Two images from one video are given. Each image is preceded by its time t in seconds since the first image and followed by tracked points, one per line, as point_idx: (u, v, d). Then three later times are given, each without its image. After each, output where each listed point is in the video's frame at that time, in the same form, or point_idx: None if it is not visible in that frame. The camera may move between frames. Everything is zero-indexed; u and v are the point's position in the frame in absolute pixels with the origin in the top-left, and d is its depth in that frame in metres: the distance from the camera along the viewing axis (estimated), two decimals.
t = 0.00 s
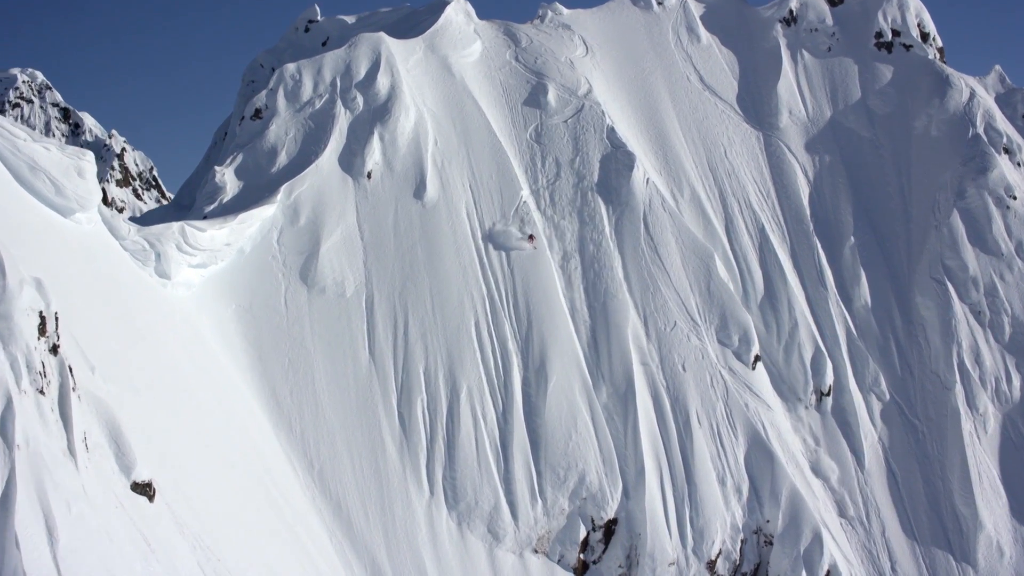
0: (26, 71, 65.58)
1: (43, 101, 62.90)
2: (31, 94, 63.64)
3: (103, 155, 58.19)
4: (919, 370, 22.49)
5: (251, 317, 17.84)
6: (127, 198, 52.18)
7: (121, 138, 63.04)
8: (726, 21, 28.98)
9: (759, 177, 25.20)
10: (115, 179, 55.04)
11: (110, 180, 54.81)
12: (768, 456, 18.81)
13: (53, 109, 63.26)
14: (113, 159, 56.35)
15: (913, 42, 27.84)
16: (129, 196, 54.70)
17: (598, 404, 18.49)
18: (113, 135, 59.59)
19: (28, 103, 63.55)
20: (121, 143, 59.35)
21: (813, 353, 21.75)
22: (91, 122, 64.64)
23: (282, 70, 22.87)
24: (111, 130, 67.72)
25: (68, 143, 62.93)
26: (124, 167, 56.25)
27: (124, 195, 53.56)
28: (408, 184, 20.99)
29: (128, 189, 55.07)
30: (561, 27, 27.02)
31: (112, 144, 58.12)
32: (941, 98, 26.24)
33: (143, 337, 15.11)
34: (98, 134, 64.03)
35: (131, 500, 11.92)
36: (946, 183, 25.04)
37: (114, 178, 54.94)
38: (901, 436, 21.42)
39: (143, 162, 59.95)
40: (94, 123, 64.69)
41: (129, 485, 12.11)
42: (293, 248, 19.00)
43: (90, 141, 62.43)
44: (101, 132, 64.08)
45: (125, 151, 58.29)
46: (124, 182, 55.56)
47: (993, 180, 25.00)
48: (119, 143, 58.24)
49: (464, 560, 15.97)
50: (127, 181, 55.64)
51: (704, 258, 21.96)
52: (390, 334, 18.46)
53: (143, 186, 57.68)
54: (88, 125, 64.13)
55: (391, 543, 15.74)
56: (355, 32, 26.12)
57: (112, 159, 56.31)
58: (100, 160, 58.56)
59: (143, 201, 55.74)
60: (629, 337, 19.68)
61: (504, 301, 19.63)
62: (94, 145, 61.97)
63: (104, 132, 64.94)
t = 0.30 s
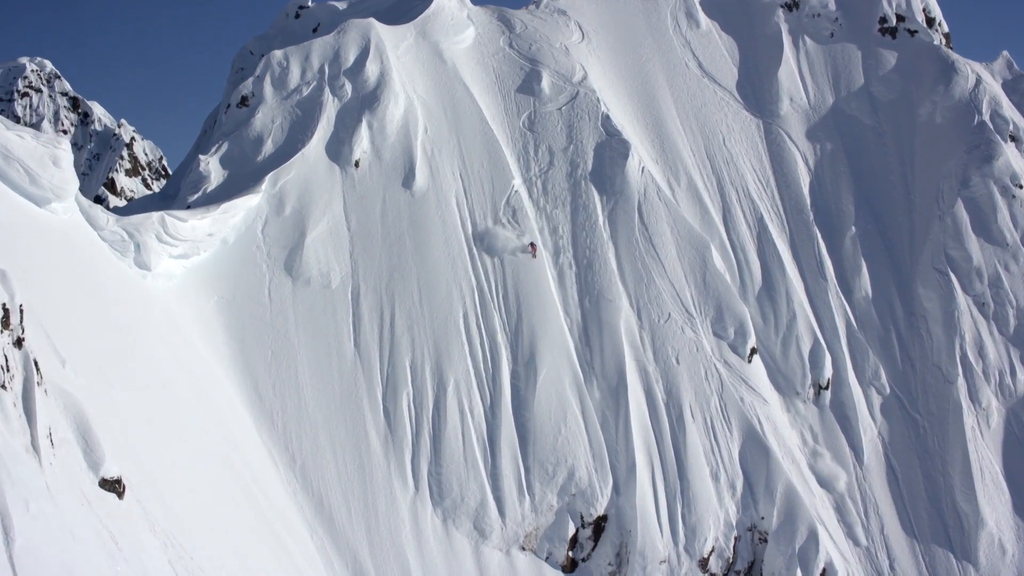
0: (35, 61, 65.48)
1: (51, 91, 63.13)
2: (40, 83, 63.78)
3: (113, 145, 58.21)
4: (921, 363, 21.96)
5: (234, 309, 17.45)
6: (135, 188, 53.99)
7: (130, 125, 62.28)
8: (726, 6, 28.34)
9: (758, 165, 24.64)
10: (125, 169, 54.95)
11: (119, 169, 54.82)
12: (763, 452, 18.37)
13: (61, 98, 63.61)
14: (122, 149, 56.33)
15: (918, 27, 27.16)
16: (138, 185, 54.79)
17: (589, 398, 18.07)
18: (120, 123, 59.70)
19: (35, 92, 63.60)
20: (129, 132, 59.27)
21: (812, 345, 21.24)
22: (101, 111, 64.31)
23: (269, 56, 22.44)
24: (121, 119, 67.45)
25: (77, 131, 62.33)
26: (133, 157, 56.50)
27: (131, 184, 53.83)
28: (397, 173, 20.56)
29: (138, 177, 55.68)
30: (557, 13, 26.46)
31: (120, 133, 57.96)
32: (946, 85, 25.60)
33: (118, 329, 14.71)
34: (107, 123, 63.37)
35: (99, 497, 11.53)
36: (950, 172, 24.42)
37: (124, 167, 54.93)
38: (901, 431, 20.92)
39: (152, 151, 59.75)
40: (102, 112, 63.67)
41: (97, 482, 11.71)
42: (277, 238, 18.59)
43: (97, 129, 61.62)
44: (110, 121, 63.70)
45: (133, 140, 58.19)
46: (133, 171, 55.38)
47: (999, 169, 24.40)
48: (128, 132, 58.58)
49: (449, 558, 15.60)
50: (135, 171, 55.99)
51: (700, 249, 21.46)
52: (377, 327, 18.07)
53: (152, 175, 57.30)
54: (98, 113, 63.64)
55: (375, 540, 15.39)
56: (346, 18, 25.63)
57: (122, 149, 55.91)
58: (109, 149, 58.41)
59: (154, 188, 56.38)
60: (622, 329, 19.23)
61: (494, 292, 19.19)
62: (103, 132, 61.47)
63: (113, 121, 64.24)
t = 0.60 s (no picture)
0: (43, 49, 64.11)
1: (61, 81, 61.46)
2: (49, 73, 61.92)
3: (123, 136, 58.26)
4: (923, 356, 21.48)
5: (218, 301, 17.10)
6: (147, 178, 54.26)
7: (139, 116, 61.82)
8: None
9: (757, 155, 24.14)
10: (134, 159, 54.91)
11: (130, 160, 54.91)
12: (759, 447, 18.00)
13: (71, 88, 61.95)
14: (132, 140, 56.33)
15: (923, 14, 26.58)
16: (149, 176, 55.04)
17: (581, 392, 17.71)
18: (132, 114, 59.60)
19: (44, 82, 61.88)
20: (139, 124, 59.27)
21: (811, 338, 20.76)
22: (111, 101, 63.98)
23: (257, 44, 22.12)
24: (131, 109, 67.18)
25: (87, 122, 61.44)
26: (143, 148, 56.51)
27: (141, 174, 53.28)
28: (388, 163, 20.18)
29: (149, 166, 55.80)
30: None
31: (131, 126, 57.94)
32: (951, 73, 25.02)
33: (95, 324, 14.32)
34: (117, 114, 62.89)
35: (71, 494, 11.13)
36: (954, 160, 23.86)
37: (134, 157, 54.78)
38: (902, 426, 20.49)
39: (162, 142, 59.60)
40: (113, 103, 63.35)
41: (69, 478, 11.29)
42: (264, 229, 18.25)
43: (108, 120, 61.05)
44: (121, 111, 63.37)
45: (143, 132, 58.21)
46: (144, 161, 54.95)
47: (1004, 158, 23.82)
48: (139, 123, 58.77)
49: (436, 556, 15.29)
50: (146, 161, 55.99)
51: (696, 240, 21.03)
52: (364, 320, 17.74)
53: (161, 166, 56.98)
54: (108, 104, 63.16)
55: (360, 536, 15.10)
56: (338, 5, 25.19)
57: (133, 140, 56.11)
58: (121, 140, 58.44)
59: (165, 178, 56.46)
60: (616, 322, 18.83)
61: (485, 284, 18.83)
62: (112, 123, 61.11)
63: (123, 112, 63.94)
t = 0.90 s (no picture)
0: (54, 40, 63.13)
1: (72, 69, 61.02)
2: (59, 63, 61.22)
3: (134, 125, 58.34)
4: (925, 349, 21.01)
5: (202, 292, 16.76)
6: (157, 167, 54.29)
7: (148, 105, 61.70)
8: None
9: (758, 142, 23.63)
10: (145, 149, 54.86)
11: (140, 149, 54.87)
12: (756, 441, 17.62)
13: (81, 78, 61.65)
14: (143, 129, 56.23)
15: None
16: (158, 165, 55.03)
17: (573, 385, 17.36)
18: (142, 105, 59.52)
19: (54, 70, 60.94)
20: (148, 113, 59.28)
21: (811, 330, 20.28)
22: (121, 90, 63.77)
23: (247, 31, 21.77)
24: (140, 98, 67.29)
25: (97, 110, 60.84)
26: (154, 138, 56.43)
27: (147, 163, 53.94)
28: (378, 151, 19.80)
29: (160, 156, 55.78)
30: None
31: (142, 115, 57.80)
32: (958, 59, 24.41)
33: (74, 313, 13.88)
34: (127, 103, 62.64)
35: (42, 490, 10.66)
36: (959, 148, 23.29)
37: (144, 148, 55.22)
38: (903, 420, 20.07)
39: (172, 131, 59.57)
40: (123, 92, 63.27)
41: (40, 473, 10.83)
42: (251, 219, 17.92)
43: (118, 109, 60.84)
44: (130, 100, 63.47)
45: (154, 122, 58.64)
46: (154, 149, 55.03)
47: (1011, 146, 23.24)
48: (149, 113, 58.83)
49: (422, 552, 14.98)
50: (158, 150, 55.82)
51: (693, 229, 20.58)
52: (352, 311, 17.42)
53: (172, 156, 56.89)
54: (117, 92, 62.89)
55: (345, 532, 14.81)
56: None
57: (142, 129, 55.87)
58: (132, 130, 58.24)
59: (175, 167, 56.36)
60: (610, 313, 18.44)
61: (476, 274, 18.47)
62: (123, 113, 60.97)
63: (134, 101, 63.88)
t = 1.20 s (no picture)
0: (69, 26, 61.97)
1: (84, 54, 59.43)
2: (72, 48, 59.76)
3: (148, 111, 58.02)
4: (929, 338, 20.56)
5: (190, 278, 16.42)
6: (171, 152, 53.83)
7: (164, 92, 61.48)
8: None
9: (761, 127, 23.06)
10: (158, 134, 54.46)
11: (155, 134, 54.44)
12: (753, 432, 17.25)
13: (94, 64, 60.33)
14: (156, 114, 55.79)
15: None
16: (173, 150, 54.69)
17: (567, 374, 17.02)
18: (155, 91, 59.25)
19: (68, 57, 59.50)
20: (162, 99, 58.94)
21: (812, 318, 19.80)
22: (134, 76, 63.44)
23: (238, 13, 21.36)
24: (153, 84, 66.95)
25: (110, 97, 60.25)
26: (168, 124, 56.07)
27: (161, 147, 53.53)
28: (371, 136, 19.41)
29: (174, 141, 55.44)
30: None
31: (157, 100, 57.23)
32: (966, 41, 23.72)
33: (54, 299, 13.58)
34: (140, 89, 62.25)
35: (14, 481, 10.38)
36: (966, 132, 22.68)
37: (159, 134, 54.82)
38: (906, 410, 19.65)
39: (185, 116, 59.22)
40: (137, 78, 63.03)
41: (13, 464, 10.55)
42: (240, 204, 17.58)
43: (132, 94, 59.61)
44: (144, 86, 63.24)
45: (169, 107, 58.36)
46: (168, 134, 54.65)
47: (1020, 130, 22.61)
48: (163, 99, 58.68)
49: (410, 544, 14.75)
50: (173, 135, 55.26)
51: (693, 215, 20.12)
52: (342, 298, 17.11)
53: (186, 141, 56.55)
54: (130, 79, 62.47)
55: (331, 523, 14.61)
56: None
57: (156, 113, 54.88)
58: (144, 114, 56.65)
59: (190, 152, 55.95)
60: (606, 300, 18.06)
61: (469, 260, 18.13)
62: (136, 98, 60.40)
63: (148, 87, 63.40)
